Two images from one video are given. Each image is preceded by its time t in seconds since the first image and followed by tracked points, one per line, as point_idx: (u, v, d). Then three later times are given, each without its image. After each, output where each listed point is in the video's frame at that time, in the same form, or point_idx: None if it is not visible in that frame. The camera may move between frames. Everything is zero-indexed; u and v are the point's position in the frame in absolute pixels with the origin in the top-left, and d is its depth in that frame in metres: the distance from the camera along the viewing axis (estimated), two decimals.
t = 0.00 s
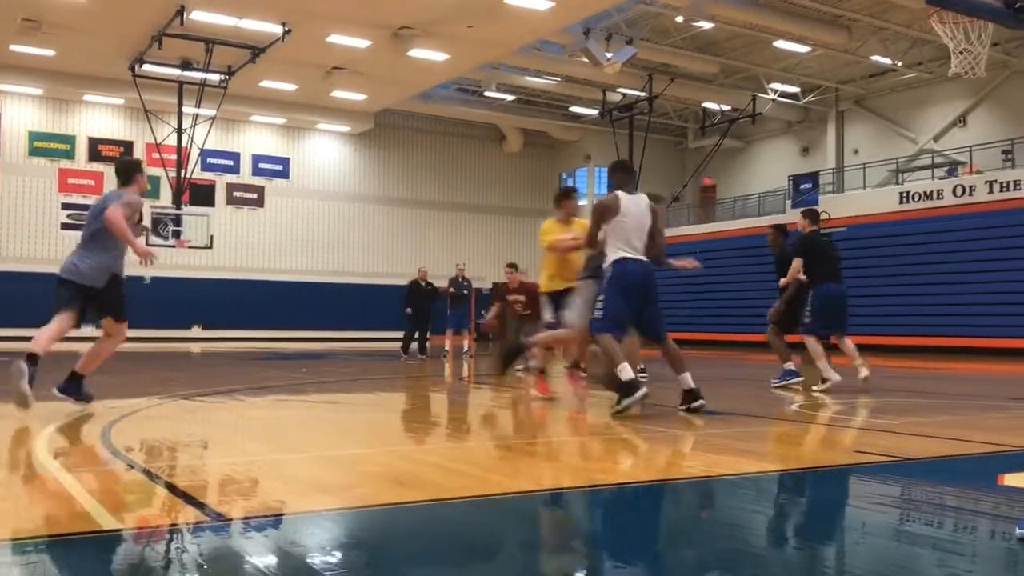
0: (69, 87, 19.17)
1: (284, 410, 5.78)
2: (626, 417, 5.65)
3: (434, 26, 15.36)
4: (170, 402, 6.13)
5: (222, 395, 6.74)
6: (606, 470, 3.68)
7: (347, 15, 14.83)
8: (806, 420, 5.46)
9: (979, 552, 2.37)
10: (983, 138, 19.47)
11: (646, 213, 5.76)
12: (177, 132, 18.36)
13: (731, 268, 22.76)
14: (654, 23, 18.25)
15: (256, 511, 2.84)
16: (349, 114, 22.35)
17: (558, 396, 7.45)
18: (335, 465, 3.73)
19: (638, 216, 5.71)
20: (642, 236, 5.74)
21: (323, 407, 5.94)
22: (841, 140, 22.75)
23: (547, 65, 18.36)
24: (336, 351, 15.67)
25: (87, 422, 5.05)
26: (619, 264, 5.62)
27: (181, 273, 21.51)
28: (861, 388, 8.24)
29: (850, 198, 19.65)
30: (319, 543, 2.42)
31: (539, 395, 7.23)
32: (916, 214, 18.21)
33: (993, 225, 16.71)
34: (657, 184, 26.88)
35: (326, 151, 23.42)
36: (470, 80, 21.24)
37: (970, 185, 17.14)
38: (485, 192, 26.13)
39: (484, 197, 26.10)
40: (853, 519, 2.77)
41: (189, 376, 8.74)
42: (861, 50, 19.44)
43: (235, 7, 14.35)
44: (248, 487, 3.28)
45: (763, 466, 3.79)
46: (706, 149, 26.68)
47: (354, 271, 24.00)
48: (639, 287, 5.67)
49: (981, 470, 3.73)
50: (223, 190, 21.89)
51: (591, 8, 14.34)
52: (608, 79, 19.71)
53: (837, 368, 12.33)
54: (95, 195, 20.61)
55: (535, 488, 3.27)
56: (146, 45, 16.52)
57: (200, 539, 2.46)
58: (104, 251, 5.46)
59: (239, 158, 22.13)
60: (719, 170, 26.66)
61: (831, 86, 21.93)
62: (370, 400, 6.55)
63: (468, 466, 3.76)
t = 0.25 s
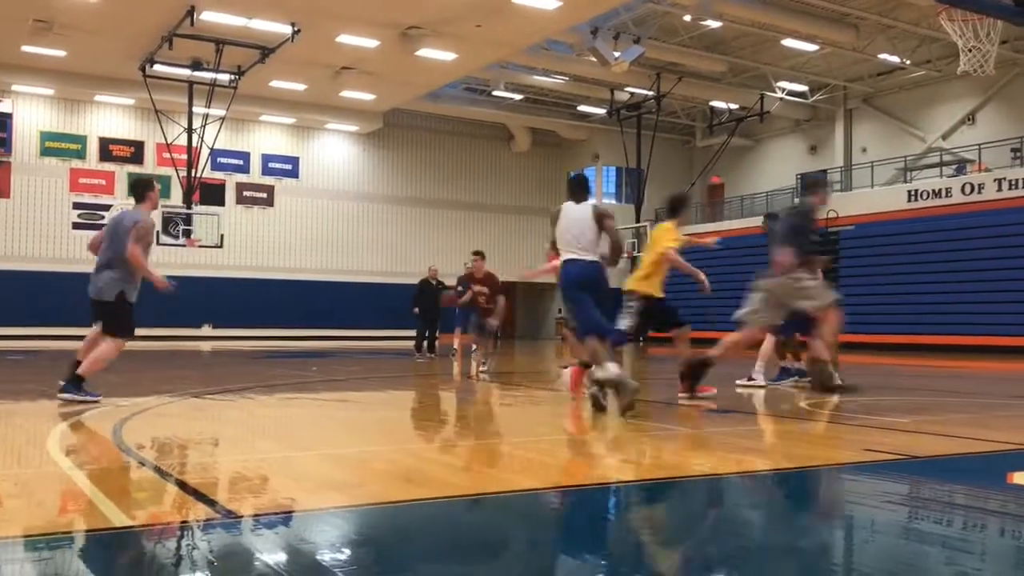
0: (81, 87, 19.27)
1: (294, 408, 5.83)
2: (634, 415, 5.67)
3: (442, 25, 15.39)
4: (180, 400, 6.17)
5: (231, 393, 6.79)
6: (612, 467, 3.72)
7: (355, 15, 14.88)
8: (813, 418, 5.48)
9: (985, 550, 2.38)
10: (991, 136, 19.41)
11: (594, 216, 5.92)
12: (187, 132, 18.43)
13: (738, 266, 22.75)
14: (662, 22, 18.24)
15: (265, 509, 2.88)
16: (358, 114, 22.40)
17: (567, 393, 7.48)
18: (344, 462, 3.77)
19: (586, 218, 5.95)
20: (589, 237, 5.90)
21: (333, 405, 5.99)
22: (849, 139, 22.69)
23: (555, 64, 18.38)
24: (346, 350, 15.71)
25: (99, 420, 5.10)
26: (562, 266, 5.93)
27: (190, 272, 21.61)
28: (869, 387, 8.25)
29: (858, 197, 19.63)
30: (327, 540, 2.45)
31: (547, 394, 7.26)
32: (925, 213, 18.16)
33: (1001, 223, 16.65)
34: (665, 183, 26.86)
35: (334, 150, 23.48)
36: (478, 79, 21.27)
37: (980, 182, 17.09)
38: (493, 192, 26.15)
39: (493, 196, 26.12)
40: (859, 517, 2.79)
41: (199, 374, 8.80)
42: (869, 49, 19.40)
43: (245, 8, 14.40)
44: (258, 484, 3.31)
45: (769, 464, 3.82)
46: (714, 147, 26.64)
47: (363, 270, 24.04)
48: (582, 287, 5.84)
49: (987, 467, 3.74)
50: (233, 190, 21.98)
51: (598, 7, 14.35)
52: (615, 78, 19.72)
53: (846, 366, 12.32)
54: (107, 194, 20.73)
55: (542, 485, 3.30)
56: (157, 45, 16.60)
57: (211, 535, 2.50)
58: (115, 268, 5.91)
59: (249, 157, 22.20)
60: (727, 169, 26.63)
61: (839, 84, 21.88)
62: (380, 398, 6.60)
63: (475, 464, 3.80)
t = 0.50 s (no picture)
0: (86, 86, 19.30)
1: (298, 406, 5.83)
2: (639, 414, 5.67)
3: (446, 24, 15.39)
4: (185, 399, 6.18)
5: (237, 391, 6.80)
6: (617, 466, 3.71)
7: (359, 14, 14.88)
8: (819, 417, 5.47)
9: (992, 550, 2.37)
10: (997, 135, 19.36)
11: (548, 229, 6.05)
12: (192, 131, 18.46)
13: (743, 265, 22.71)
14: (666, 20, 18.23)
15: (270, 507, 2.88)
16: (362, 113, 22.42)
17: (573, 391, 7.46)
18: (349, 461, 3.77)
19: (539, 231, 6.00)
20: (548, 248, 6.03)
21: (337, 404, 5.99)
22: (853, 138, 22.65)
23: (559, 63, 18.37)
24: (350, 349, 15.74)
25: (104, 418, 5.12)
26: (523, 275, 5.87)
27: (194, 271, 21.64)
28: (874, 386, 8.23)
29: (863, 195, 19.61)
30: (330, 540, 2.45)
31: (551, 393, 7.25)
32: (930, 211, 18.12)
33: (1006, 221, 16.60)
34: (669, 182, 26.83)
35: (338, 149, 23.49)
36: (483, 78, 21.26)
37: (985, 181, 17.04)
38: (498, 191, 26.15)
39: (497, 195, 26.12)
40: (865, 516, 2.78)
41: (204, 373, 8.81)
42: (874, 47, 19.36)
43: (250, 7, 14.42)
44: (263, 483, 3.31)
45: (773, 463, 3.81)
46: (719, 146, 26.60)
47: (368, 269, 24.06)
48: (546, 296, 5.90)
49: (993, 467, 3.73)
50: (238, 189, 22.01)
51: (602, 5, 14.34)
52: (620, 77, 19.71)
53: (853, 364, 12.29)
54: (112, 193, 20.74)
55: (546, 484, 3.30)
56: (162, 45, 16.62)
57: (216, 534, 2.50)
58: (141, 264, 6.93)
59: (253, 157, 22.23)
60: (732, 168, 26.60)
61: (844, 83, 21.83)
62: (384, 397, 6.61)
63: (480, 462, 3.80)
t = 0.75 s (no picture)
0: (88, 85, 19.30)
1: (300, 405, 5.83)
2: (641, 413, 5.66)
3: (449, 23, 15.39)
4: (185, 398, 6.18)
5: (238, 390, 6.81)
6: (619, 466, 3.70)
7: (361, 13, 14.88)
8: (821, 417, 5.46)
9: (993, 549, 2.37)
10: (999, 134, 19.34)
11: (494, 242, 6.40)
12: (194, 130, 18.47)
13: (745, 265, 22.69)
14: (669, 19, 18.21)
15: (272, 506, 2.88)
16: (365, 112, 22.43)
17: (577, 391, 7.42)
18: (350, 461, 3.76)
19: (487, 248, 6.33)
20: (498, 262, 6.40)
21: (338, 403, 5.99)
22: (856, 137, 22.63)
23: (561, 61, 18.36)
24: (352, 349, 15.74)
25: (106, 417, 5.12)
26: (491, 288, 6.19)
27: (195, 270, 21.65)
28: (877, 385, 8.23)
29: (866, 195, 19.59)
30: (332, 538, 2.45)
31: (553, 392, 7.25)
32: (933, 210, 18.09)
33: (1009, 220, 16.59)
34: (671, 181, 26.82)
35: (340, 148, 23.50)
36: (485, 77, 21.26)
37: (988, 180, 17.01)
38: (500, 190, 26.15)
39: (499, 194, 26.12)
40: (868, 515, 2.78)
41: (205, 372, 8.81)
42: (877, 46, 19.34)
43: (252, 6, 14.42)
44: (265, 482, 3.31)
45: (775, 462, 3.80)
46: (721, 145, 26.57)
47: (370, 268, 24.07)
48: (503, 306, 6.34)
49: (996, 466, 3.73)
50: (240, 188, 22.02)
51: (604, 5, 14.34)
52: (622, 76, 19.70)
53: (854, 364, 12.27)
54: (114, 192, 20.71)
55: (547, 484, 3.30)
56: (165, 44, 16.64)
57: (217, 533, 2.50)
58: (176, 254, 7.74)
59: (256, 156, 22.25)
60: (734, 167, 26.58)
61: (847, 82, 21.80)
62: (386, 396, 6.60)
63: (481, 461, 3.79)
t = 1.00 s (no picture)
0: (88, 84, 19.30)
1: (300, 405, 5.83)
2: (641, 413, 5.66)
3: (449, 22, 15.39)
4: (185, 398, 6.18)
5: (238, 390, 6.80)
6: (619, 465, 3.70)
7: (362, 12, 14.88)
8: (821, 416, 5.46)
9: (993, 549, 2.37)
10: (999, 134, 19.35)
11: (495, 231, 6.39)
12: (195, 130, 18.49)
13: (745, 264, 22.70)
14: (669, 19, 18.20)
15: (272, 506, 2.87)
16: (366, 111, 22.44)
17: (578, 391, 7.41)
18: (350, 460, 3.77)
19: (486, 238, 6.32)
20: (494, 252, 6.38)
21: (339, 403, 5.99)
22: (856, 137, 22.63)
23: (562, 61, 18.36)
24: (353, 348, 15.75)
25: (106, 416, 5.12)
26: (474, 278, 6.22)
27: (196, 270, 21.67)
28: (876, 385, 8.23)
29: (866, 194, 19.58)
30: (332, 538, 2.45)
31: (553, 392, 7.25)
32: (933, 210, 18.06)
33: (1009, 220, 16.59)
34: (671, 181, 26.82)
35: (340, 148, 23.50)
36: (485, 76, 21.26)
37: (988, 180, 17.00)
38: (500, 189, 26.15)
39: (499, 194, 26.12)
40: (868, 515, 2.78)
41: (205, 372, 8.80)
42: (877, 45, 19.33)
43: (253, 6, 14.42)
44: (265, 481, 3.31)
45: (775, 462, 3.80)
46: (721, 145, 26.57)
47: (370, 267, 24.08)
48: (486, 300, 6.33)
49: (996, 466, 3.73)
50: (240, 187, 22.01)
51: (604, 5, 14.34)
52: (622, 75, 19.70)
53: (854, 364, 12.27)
54: (114, 192, 20.71)
55: (547, 483, 3.29)
56: (166, 43, 16.66)
57: (217, 532, 2.49)
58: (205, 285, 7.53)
59: (256, 155, 22.26)
60: (734, 166, 26.60)
61: (847, 82, 21.80)
62: (387, 395, 6.60)
63: (481, 461, 3.79)
